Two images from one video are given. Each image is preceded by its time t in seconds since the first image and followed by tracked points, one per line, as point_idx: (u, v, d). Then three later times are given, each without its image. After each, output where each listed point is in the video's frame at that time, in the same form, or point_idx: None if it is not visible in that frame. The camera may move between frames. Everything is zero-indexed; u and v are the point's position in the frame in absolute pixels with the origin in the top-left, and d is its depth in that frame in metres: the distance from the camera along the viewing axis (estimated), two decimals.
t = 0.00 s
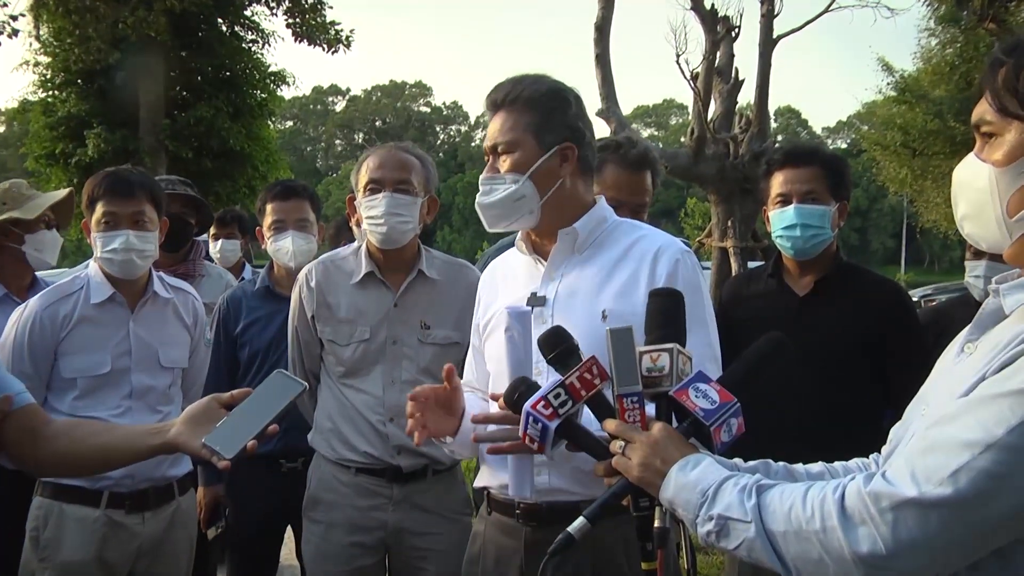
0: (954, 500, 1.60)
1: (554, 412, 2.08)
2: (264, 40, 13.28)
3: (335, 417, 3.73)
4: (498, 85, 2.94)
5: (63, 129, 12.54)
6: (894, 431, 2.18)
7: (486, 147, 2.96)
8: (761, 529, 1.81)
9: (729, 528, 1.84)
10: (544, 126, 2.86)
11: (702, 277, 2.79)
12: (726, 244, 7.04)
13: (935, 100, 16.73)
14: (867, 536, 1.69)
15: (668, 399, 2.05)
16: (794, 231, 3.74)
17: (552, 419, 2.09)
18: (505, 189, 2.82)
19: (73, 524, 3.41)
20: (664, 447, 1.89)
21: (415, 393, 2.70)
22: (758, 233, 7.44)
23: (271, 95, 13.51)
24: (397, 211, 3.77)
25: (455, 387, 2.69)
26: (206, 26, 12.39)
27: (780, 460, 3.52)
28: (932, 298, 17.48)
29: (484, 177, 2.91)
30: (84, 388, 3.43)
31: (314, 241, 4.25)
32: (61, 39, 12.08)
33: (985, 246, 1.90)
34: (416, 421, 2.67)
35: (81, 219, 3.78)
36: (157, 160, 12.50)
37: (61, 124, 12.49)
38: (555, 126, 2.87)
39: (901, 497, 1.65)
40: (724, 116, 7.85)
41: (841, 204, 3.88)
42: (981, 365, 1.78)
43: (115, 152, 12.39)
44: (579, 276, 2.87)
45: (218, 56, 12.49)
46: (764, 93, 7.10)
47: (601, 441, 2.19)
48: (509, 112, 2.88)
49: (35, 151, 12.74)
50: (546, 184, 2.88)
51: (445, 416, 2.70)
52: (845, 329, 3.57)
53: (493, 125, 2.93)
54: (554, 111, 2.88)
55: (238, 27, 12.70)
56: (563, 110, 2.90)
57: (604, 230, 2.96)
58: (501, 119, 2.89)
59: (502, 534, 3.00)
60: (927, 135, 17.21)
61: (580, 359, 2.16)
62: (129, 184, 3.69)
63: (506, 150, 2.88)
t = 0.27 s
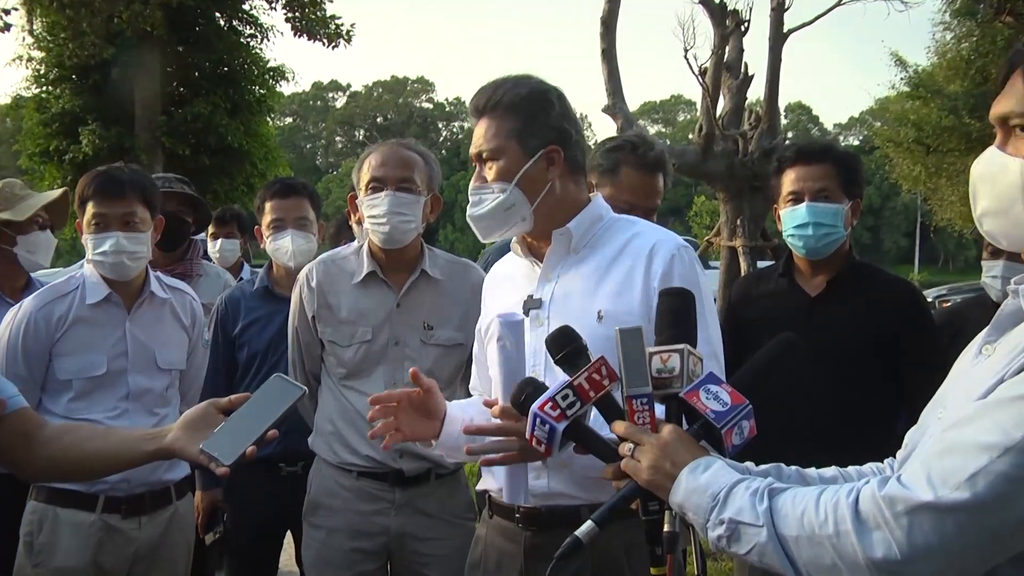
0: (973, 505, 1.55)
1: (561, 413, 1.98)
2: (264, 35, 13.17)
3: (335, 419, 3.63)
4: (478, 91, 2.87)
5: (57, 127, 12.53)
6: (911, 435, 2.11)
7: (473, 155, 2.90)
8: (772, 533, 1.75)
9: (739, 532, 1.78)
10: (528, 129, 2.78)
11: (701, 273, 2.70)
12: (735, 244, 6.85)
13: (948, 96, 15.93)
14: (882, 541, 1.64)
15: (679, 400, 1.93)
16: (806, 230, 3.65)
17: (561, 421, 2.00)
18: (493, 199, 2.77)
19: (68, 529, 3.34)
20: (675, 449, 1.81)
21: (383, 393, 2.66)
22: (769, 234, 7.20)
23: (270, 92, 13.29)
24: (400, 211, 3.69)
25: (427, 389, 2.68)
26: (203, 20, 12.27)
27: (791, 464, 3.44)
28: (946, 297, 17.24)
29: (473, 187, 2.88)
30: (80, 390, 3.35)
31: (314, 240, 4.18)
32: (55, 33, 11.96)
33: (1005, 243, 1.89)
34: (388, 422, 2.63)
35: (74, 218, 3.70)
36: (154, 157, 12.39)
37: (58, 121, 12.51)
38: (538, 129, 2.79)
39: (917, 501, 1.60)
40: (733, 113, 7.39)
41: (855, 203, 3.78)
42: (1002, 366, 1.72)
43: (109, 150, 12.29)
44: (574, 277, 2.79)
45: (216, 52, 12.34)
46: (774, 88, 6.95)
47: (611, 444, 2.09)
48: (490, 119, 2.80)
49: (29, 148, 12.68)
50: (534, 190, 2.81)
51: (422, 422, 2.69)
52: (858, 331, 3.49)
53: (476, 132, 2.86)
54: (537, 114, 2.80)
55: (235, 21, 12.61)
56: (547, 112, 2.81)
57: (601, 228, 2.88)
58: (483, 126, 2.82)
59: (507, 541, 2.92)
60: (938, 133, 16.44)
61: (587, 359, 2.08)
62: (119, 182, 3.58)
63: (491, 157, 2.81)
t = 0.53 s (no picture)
0: (990, 510, 1.56)
1: (568, 415, 1.92)
2: (260, 27, 13.08)
3: (333, 422, 3.53)
4: (462, 92, 2.78)
5: (49, 124, 12.32)
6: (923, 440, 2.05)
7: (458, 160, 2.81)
8: (785, 538, 1.75)
9: (752, 538, 1.78)
10: (514, 132, 2.69)
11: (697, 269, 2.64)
12: (742, 242, 6.66)
13: (964, 90, 15.73)
14: (896, 546, 1.65)
15: (688, 403, 1.87)
16: (805, 245, 3.59)
17: (566, 423, 1.93)
18: (481, 205, 2.69)
19: (60, 535, 3.25)
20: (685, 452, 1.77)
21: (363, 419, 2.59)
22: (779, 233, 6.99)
23: (266, 87, 13.23)
24: (400, 210, 3.61)
25: (407, 412, 2.61)
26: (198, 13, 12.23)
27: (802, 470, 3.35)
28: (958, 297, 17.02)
29: (459, 191, 2.79)
30: (73, 392, 3.27)
31: (312, 240, 4.10)
32: (45, 28, 11.80)
33: None
34: (374, 448, 2.57)
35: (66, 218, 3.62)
36: (149, 154, 12.28)
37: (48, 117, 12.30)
38: (525, 131, 2.70)
39: (933, 507, 1.61)
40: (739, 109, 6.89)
41: (861, 205, 3.65)
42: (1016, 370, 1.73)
43: (102, 146, 12.13)
44: (568, 278, 2.70)
45: (212, 46, 12.27)
46: (782, 82, 6.78)
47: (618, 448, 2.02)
48: (475, 121, 2.71)
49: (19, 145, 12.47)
50: (522, 194, 2.73)
51: (405, 445, 2.62)
52: (871, 333, 3.41)
53: (461, 135, 2.77)
54: (522, 115, 2.71)
55: (232, 16, 12.53)
56: (533, 113, 2.73)
57: (593, 226, 2.80)
58: (468, 129, 2.74)
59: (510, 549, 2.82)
60: (956, 128, 16.22)
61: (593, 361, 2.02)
62: (110, 181, 3.49)
63: (477, 162, 2.72)
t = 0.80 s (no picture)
0: (1008, 516, 1.52)
1: (572, 418, 1.89)
2: (256, 22, 12.98)
3: (329, 425, 3.44)
4: (456, 89, 2.70)
5: (38, 119, 12.14)
6: (936, 444, 1.98)
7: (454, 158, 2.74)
8: (796, 545, 1.71)
9: (761, 544, 1.74)
10: (511, 130, 2.62)
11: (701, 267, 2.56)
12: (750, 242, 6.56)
13: (978, 85, 15.51)
14: (911, 553, 1.61)
15: (695, 405, 1.86)
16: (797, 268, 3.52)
17: (570, 425, 1.89)
18: (478, 206, 2.63)
19: (50, 541, 3.17)
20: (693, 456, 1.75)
21: (355, 451, 2.59)
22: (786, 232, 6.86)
23: (263, 83, 13.01)
24: (396, 207, 3.52)
25: (401, 437, 2.61)
26: (191, 8, 12.14)
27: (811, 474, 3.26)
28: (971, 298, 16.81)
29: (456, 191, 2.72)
30: (63, 395, 3.18)
31: (309, 239, 4.02)
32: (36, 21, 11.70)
33: None
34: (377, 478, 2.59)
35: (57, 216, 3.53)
36: (142, 152, 12.17)
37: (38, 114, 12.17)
38: (522, 128, 2.63)
39: (948, 513, 1.57)
40: (749, 105, 6.87)
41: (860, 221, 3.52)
42: None
43: (94, 142, 11.91)
44: (568, 279, 2.62)
45: (206, 41, 12.18)
46: (792, 78, 6.72)
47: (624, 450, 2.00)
48: (470, 119, 2.64)
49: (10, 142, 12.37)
50: (520, 194, 2.66)
51: (401, 469, 2.63)
52: (882, 334, 3.33)
53: (456, 133, 2.70)
54: (519, 113, 2.64)
55: (225, 10, 12.47)
56: (530, 110, 2.65)
57: (593, 225, 2.71)
58: (463, 127, 2.66)
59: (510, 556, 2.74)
60: (969, 123, 16.02)
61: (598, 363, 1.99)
62: (104, 179, 3.40)
63: (473, 161, 2.65)
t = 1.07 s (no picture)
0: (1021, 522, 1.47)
1: (576, 423, 1.80)
2: (249, 17, 12.96)
3: (323, 429, 3.36)
4: (465, 79, 2.62)
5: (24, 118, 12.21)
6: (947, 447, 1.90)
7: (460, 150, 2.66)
8: (804, 552, 1.67)
9: (768, 551, 1.69)
10: (519, 124, 2.53)
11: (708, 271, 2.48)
12: (754, 241, 6.40)
13: (990, 80, 15.29)
14: (921, 560, 1.57)
15: (700, 409, 1.81)
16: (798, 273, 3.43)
17: (573, 431, 1.81)
18: (483, 201, 2.56)
19: (36, 548, 3.09)
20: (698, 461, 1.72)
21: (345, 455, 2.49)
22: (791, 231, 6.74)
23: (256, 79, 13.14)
24: (392, 208, 3.44)
25: (392, 443, 2.53)
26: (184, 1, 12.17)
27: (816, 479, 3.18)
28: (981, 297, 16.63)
29: (460, 185, 2.65)
30: (50, 398, 3.10)
31: (304, 238, 3.94)
32: (22, 15, 11.69)
33: None
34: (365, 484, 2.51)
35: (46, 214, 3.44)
36: (132, 148, 12.13)
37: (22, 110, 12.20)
38: (531, 123, 2.54)
39: (959, 519, 1.52)
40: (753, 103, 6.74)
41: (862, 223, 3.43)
42: None
43: (82, 140, 12.06)
44: (572, 279, 2.53)
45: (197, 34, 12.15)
46: (797, 75, 6.61)
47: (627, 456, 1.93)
48: (478, 111, 2.55)
49: None
50: (526, 190, 2.57)
51: (392, 475, 2.56)
52: (889, 335, 3.25)
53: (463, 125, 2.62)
54: (529, 106, 2.55)
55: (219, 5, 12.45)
56: (541, 104, 2.57)
57: (600, 225, 2.63)
58: (470, 119, 2.58)
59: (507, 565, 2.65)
60: (980, 118, 15.87)
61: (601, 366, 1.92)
62: (99, 174, 3.33)
63: (479, 154, 2.57)
